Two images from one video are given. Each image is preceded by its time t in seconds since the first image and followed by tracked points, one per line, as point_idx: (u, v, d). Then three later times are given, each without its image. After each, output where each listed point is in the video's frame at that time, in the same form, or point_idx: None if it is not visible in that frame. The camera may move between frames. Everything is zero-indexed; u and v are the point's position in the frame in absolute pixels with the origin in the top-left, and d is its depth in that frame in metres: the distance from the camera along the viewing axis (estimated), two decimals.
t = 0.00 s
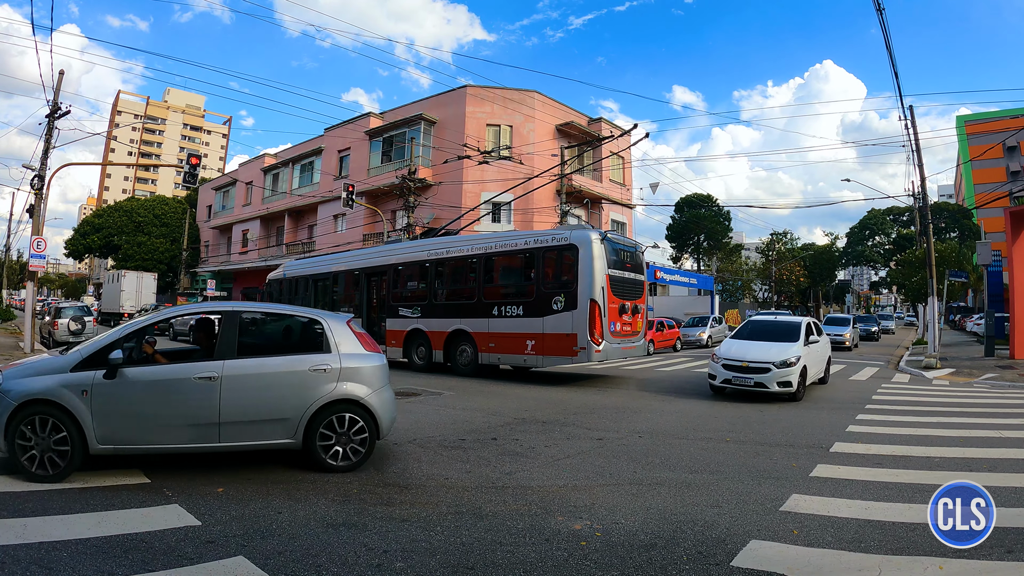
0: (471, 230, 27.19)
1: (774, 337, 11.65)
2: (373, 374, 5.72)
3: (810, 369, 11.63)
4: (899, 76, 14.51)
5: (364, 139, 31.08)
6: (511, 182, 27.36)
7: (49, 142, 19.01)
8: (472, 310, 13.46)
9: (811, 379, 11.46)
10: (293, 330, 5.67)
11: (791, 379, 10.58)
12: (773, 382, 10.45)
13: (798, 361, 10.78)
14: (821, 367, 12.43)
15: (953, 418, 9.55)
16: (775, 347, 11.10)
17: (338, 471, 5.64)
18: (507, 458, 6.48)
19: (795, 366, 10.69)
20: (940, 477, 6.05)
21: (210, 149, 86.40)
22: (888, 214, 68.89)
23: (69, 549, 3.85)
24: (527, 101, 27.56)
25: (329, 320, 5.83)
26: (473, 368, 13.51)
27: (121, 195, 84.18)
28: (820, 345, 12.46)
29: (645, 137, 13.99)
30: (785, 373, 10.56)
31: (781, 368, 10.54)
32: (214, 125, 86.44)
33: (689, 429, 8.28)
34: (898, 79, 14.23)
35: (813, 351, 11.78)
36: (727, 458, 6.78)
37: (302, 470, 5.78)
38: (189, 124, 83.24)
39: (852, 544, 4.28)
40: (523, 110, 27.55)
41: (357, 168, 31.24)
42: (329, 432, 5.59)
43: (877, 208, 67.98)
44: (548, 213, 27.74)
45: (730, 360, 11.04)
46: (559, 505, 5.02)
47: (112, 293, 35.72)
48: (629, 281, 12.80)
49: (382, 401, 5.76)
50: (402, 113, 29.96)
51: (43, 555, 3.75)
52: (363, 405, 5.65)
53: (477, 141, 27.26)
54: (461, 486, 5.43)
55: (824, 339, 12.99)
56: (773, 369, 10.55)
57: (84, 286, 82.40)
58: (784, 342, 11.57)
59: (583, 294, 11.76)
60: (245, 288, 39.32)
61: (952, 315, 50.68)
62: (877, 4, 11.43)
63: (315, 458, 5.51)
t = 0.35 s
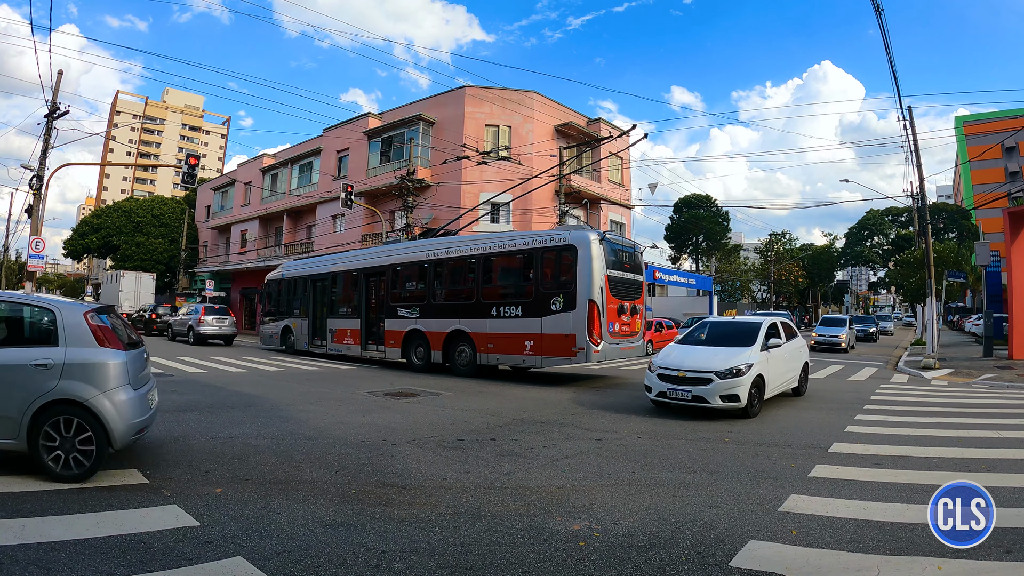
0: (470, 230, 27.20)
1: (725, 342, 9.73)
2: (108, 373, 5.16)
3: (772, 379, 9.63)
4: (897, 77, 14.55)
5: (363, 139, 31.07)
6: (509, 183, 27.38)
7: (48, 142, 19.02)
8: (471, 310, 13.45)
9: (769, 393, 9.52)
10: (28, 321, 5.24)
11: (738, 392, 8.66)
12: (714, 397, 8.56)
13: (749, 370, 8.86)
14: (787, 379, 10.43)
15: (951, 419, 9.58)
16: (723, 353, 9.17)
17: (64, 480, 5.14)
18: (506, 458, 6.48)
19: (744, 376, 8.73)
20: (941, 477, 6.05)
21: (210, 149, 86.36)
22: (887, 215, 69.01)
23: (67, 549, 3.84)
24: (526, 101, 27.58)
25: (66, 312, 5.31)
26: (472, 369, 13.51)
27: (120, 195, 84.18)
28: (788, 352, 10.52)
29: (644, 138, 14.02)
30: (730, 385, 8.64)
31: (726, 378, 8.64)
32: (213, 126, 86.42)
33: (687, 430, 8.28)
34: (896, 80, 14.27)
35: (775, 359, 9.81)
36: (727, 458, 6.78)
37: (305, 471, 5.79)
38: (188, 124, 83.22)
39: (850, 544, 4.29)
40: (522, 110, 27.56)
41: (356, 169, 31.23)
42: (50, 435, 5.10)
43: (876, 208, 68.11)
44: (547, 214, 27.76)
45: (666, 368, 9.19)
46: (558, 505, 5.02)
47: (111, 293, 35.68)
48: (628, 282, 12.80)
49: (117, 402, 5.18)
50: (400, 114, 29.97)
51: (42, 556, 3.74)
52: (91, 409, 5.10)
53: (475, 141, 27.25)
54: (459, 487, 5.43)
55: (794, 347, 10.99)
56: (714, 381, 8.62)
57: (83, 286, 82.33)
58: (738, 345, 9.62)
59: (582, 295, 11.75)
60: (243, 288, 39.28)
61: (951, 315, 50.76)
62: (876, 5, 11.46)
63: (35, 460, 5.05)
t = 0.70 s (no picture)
0: (469, 231, 27.21)
1: (644, 350, 7.64)
2: None
3: (704, 401, 7.51)
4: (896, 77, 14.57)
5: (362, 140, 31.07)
6: (508, 183, 27.40)
7: (46, 142, 19.01)
8: (470, 311, 13.44)
9: (697, 416, 7.37)
10: None
11: (645, 417, 6.55)
12: (614, 419, 6.52)
13: (662, 388, 6.71)
14: (730, 395, 8.22)
15: (949, 419, 9.60)
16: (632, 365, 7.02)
17: None
18: (505, 459, 6.47)
19: (657, 394, 6.65)
20: (940, 478, 6.06)
21: (208, 150, 86.31)
22: (885, 215, 69.11)
23: (65, 550, 3.83)
24: (525, 102, 27.58)
25: None
26: (471, 369, 13.51)
27: (119, 195, 84.14)
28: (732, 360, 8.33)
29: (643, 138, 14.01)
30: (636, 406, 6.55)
31: (629, 399, 6.55)
32: (212, 126, 86.36)
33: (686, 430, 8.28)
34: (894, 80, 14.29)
35: (710, 372, 7.63)
36: (726, 458, 6.79)
37: (304, 471, 5.79)
38: (187, 124, 83.16)
39: (849, 545, 4.28)
40: (521, 110, 27.56)
41: (355, 169, 31.23)
42: None
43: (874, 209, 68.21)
44: (545, 215, 27.78)
45: (561, 381, 7.16)
46: (557, 505, 5.02)
47: (109, 293, 35.62)
48: (626, 282, 12.81)
49: None
50: (399, 114, 29.98)
51: (41, 556, 3.73)
52: None
53: (474, 142, 27.25)
54: (457, 488, 5.42)
55: (744, 354, 8.78)
56: (614, 399, 6.57)
57: (81, 287, 82.17)
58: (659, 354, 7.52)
59: (581, 295, 11.75)
60: (242, 289, 39.26)
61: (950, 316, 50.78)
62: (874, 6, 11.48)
63: None
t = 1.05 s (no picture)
0: (468, 231, 27.22)
1: (492, 360, 5.59)
2: None
3: (566, 437, 5.44)
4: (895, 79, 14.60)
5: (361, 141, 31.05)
6: (507, 184, 27.43)
7: (45, 142, 18.99)
8: (468, 311, 13.44)
9: (552, 458, 5.30)
10: None
11: (444, 464, 4.57)
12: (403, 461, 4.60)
13: (474, 422, 4.69)
14: (616, 426, 6.04)
15: (946, 419, 9.63)
16: (446, 386, 4.99)
17: None
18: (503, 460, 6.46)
19: (468, 430, 4.65)
20: (940, 478, 6.07)
21: (207, 151, 86.30)
22: (884, 216, 69.20)
23: (64, 551, 3.82)
24: (523, 102, 27.58)
25: None
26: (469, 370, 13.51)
27: (117, 195, 84.09)
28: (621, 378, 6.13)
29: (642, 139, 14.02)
30: (435, 446, 4.58)
31: (424, 436, 4.60)
32: (210, 127, 86.34)
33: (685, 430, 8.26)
34: (893, 81, 14.31)
35: (574, 397, 5.51)
36: (725, 458, 6.80)
37: (303, 472, 5.79)
38: (185, 125, 83.14)
39: (847, 545, 4.29)
40: (519, 111, 27.55)
41: (353, 170, 31.22)
42: None
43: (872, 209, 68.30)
44: (544, 215, 27.81)
45: (361, 399, 5.28)
46: (555, 506, 5.02)
47: (108, 294, 35.58)
48: (625, 283, 12.82)
49: None
50: (398, 115, 29.98)
51: (39, 557, 3.73)
52: None
53: (473, 142, 27.25)
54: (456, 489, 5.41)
55: (647, 369, 6.58)
56: (405, 435, 4.63)
57: (79, 287, 82.03)
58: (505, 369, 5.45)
59: (579, 295, 11.76)
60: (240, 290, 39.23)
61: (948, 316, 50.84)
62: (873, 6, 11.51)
63: None
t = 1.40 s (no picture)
0: (466, 232, 27.22)
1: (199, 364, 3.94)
2: None
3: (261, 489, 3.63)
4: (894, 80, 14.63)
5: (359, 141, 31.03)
6: (505, 184, 27.44)
7: (44, 142, 18.97)
8: (467, 312, 13.45)
9: (225, 522, 3.53)
10: None
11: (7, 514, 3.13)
12: None
13: (50, 459, 3.16)
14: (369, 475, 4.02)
15: (944, 419, 9.66)
16: (34, 416, 3.42)
17: None
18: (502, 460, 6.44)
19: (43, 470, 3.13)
20: (940, 478, 6.07)
21: (205, 151, 86.27)
22: (882, 216, 69.26)
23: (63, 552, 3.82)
24: (522, 103, 27.58)
25: None
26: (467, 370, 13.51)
27: (116, 195, 84.03)
28: (352, 409, 3.94)
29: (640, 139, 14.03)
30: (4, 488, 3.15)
31: None
32: (209, 127, 86.36)
33: (684, 431, 8.26)
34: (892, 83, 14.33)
35: (280, 429, 3.68)
36: (723, 459, 6.80)
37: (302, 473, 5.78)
38: (184, 125, 83.11)
39: (846, 545, 4.29)
40: (518, 111, 27.55)
41: (352, 170, 31.20)
42: None
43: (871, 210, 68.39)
44: (543, 215, 27.85)
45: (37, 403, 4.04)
46: (554, 506, 5.02)
47: (106, 294, 35.55)
48: (623, 283, 12.83)
49: None
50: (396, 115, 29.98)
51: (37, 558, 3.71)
52: None
53: (471, 143, 27.24)
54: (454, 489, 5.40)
55: (417, 399, 4.24)
56: None
57: (78, 287, 81.94)
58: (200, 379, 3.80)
59: (578, 296, 11.77)
60: (239, 290, 39.21)
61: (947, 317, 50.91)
62: (871, 6, 11.52)
63: None
